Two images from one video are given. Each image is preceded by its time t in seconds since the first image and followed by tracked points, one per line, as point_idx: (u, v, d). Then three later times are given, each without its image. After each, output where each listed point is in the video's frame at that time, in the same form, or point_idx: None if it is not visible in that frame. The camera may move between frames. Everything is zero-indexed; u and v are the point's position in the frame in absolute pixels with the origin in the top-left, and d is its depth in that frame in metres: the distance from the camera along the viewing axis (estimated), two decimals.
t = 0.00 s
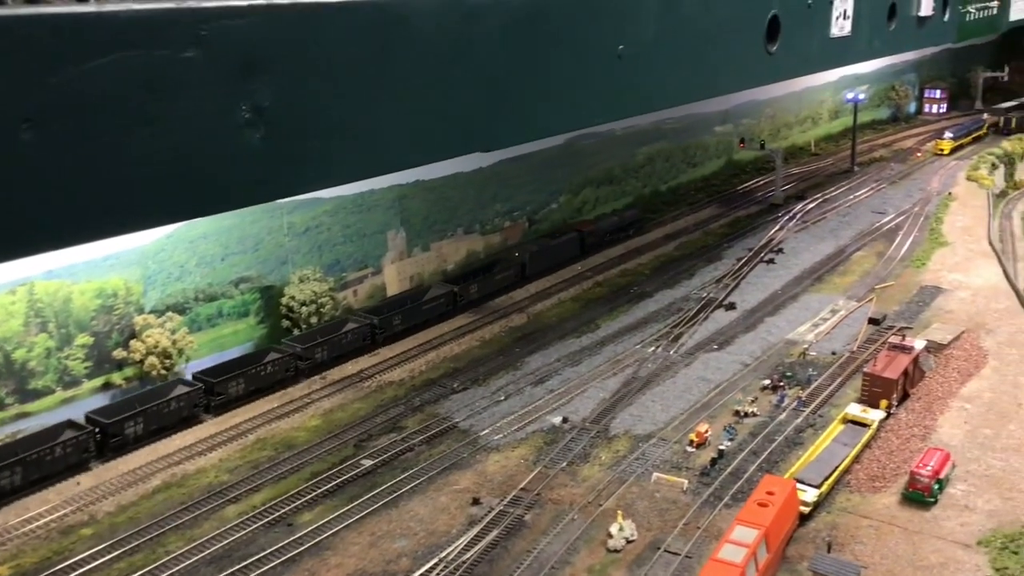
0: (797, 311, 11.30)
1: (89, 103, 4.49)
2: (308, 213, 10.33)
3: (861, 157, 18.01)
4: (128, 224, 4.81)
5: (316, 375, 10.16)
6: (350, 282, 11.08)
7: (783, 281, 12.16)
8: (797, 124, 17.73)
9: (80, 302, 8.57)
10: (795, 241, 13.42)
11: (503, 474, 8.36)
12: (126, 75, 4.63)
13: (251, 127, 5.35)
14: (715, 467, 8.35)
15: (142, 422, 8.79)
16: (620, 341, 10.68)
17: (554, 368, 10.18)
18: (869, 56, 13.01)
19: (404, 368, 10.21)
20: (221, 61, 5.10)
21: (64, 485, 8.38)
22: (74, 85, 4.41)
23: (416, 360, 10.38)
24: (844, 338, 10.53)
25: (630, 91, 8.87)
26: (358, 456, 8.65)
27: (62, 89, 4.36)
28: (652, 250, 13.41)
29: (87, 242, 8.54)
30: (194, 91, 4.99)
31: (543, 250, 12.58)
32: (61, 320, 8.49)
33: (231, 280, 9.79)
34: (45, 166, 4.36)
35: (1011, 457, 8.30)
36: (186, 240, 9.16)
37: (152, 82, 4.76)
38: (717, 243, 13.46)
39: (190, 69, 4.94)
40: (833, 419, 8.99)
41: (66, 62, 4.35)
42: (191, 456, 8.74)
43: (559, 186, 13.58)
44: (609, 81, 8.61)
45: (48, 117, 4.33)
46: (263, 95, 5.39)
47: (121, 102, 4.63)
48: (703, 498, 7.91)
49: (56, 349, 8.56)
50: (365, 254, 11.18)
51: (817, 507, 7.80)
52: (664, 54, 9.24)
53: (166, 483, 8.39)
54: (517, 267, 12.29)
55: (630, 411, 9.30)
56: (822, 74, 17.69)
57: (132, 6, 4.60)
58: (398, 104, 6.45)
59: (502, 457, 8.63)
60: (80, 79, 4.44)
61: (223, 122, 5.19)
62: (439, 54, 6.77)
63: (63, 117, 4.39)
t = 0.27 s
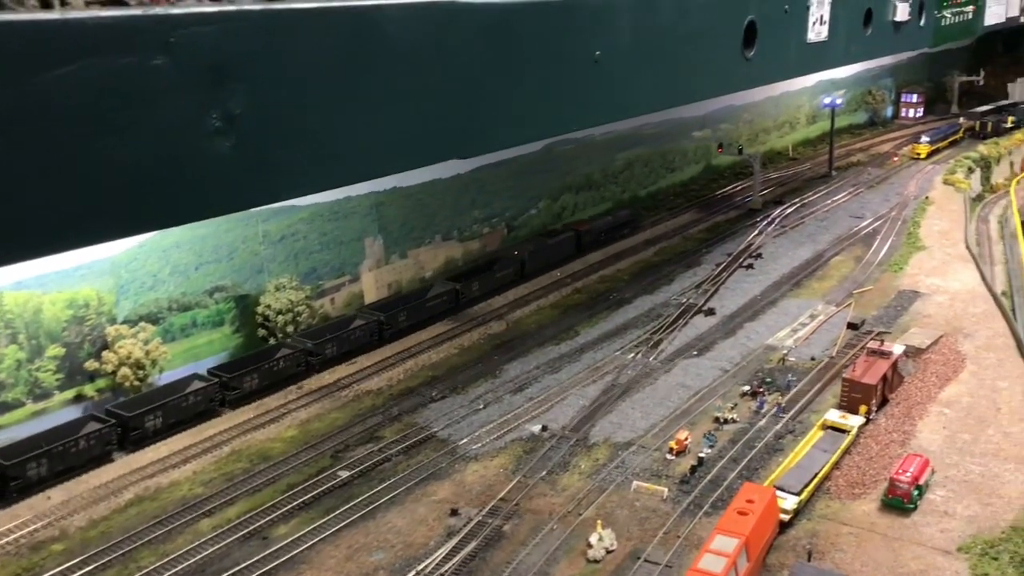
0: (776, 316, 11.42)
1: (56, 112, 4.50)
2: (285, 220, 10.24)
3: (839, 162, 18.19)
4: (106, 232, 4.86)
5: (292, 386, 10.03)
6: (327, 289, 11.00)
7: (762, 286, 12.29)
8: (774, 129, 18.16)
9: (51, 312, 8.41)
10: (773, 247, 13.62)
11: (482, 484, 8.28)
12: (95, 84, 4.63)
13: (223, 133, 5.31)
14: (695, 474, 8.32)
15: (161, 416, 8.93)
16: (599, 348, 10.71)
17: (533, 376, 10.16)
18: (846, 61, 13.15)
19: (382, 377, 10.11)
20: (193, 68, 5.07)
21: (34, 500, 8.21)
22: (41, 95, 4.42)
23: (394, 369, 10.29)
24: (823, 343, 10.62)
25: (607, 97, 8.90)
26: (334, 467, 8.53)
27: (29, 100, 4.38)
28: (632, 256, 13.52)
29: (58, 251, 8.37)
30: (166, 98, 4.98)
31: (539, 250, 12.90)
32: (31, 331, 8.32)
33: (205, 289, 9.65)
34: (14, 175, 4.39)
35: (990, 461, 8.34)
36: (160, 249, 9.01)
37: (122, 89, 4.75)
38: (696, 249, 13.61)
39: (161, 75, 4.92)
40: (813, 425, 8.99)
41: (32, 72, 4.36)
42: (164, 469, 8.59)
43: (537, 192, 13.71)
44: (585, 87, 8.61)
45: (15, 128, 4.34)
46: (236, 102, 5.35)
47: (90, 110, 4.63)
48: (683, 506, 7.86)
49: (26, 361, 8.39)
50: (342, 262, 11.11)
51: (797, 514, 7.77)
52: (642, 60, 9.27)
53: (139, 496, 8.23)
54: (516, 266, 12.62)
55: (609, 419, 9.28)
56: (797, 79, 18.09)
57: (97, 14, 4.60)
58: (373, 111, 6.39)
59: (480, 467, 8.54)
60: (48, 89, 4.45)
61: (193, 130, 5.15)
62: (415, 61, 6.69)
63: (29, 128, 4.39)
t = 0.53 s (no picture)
0: (751, 322, 11.50)
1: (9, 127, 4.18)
2: (256, 229, 10.12)
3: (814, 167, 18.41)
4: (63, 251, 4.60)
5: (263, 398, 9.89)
6: (298, 299, 10.90)
7: (737, 292, 12.37)
8: (750, 134, 18.50)
9: (14, 325, 8.22)
10: (748, 253, 13.74)
11: (454, 496, 8.16)
12: (50, 96, 4.32)
13: (182, 146, 5.08)
14: (669, 484, 8.27)
15: (170, 412, 9.12)
16: (574, 356, 10.70)
17: (507, 385, 10.08)
18: (819, 68, 13.26)
19: (354, 388, 9.99)
20: (154, 77, 4.80)
21: None
22: None
23: (367, 379, 10.17)
24: (796, 349, 10.71)
25: (578, 106, 8.85)
26: (304, 480, 8.38)
27: None
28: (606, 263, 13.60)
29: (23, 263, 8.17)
30: (126, 109, 4.70)
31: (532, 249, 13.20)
32: None
33: (174, 300, 9.50)
34: None
35: (963, 468, 8.35)
36: (126, 259, 8.83)
37: (79, 101, 4.45)
38: (672, 255, 13.72)
39: (120, 86, 4.64)
40: (787, 433, 8.98)
41: None
42: (130, 484, 8.44)
43: (511, 200, 13.77)
44: (555, 95, 8.55)
45: None
46: (197, 112, 5.13)
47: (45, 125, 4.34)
48: (657, 516, 7.80)
49: None
50: (314, 271, 11.00)
51: (771, 524, 7.73)
52: (614, 68, 9.24)
53: (104, 513, 8.06)
54: (510, 266, 12.91)
55: (583, 428, 9.22)
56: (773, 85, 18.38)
57: (51, 22, 4.25)
58: (339, 120, 6.28)
59: (453, 478, 8.42)
60: None
61: (153, 143, 4.90)
62: (381, 68, 6.58)
63: None
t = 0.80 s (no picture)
0: (724, 330, 11.55)
1: None
2: (224, 238, 9.98)
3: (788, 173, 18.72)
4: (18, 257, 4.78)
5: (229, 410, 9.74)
6: (268, 309, 10.78)
7: (710, 300, 12.45)
8: (725, 141, 18.78)
9: None
10: (722, 260, 13.92)
11: (421, 509, 8.04)
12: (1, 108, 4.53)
13: (134, 157, 5.23)
14: (638, 495, 8.20)
15: (176, 408, 9.17)
16: (546, 365, 10.67)
17: (478, 396, 10.01)
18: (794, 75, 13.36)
19: (324, 399, 9.87)
20: (105, 89, 4.99)
21: None
22: None
23: (336, 390, 10.06)
24: (768, 358, 10.75)
25: (548, 115, 8.83)
26: (269, 495, 8.24)
27: None
28: (580, 270, 13.64)
29: None
30: (78, 120, 4.89)
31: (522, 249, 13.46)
32: None
33: (139, 311, 9.32)
34: None
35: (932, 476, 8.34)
36: (90, 270, 8.64)
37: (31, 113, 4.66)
38: (646, 263, 13.81)
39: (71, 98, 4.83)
40: (757, 442, 8.94)
41: None
42: (92, 499, 8.26)
43: (485, 208, 13.77)
44: (525, 104, 8.53)
45: None
46: (149, 122, 5.28)
47: None
48: (626, 528, 7.72)
49: None
50: (284, 280, 10.87)
51: (740, 535, 7.68)
52: (584, 77, 9.24)
53: (64, 529, 7.88)
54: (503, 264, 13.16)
55: (554, 439, 9.15)
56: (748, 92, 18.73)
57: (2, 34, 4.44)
58: (298, 130, 6.33)
59: (421, 491, 8.31)
60: None
61: (105, 153, 5.09)
62: (343, 79, 6.61)
63: None
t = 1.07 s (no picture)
0: (705, 339, 11.51)
1: None
2: (200, 247, 9.87)
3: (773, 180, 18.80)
4: None
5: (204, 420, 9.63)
6: (245, 318, 10.68)
7: (692, 308, 12.44)
8: (710, 147, 18.94)
9: None
10: (705, 267, 13.94)
11: (396, 522, 7.92)
12: None
13: (96, 168, 5.16)
14: (615, 506, 8.12)
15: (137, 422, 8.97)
16: (526, 375, 10.61)
17: (457, 405, 9.94)
18: (775, 82, 13.39)
19: (300, 410, 9.79)
20: (65, 100, 4.91)
21: None
22: None
23: (313, 401, 9.97)
24: (748, 366, 10.70)
25: (523, 124, 8.81)
26: (242, 507, 8.12)
27: None
28: (563, 278, 13.64)
29: None
30: (38, 132, 4.81)
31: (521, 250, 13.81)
32: None
33: (113, 321, 9.20)
34: None
35: (911, 487, 8.30)
36: (62, 279, 8.49)
37: None
38: (628, 271, 13.81)
39: (29, 108, 4.74)
40: (736, 452, 8.89)
41: None
42: (62, 512, 8.13)
43: (468, 215, 13.72)
44: (501, 113, 8.50)
45: None
46: (112, 133, 5.21)
47: None
48: (603, 540, 7.62)
49: None
50: (262, 289, 10.77)
51: (716, 547, 7.61)
52: (561, 86, 9.23)
53: (32, 543, 7.74)
54: (502, 265, 13.52)
55: (532, 449, 9.08)
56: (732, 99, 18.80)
57: None
58: (268, 140, 6.28)
59: (396, 504, 8.20)
60: None
61: (67, 163, 5.00)
62: (315, 89, 6.56)
63: None
